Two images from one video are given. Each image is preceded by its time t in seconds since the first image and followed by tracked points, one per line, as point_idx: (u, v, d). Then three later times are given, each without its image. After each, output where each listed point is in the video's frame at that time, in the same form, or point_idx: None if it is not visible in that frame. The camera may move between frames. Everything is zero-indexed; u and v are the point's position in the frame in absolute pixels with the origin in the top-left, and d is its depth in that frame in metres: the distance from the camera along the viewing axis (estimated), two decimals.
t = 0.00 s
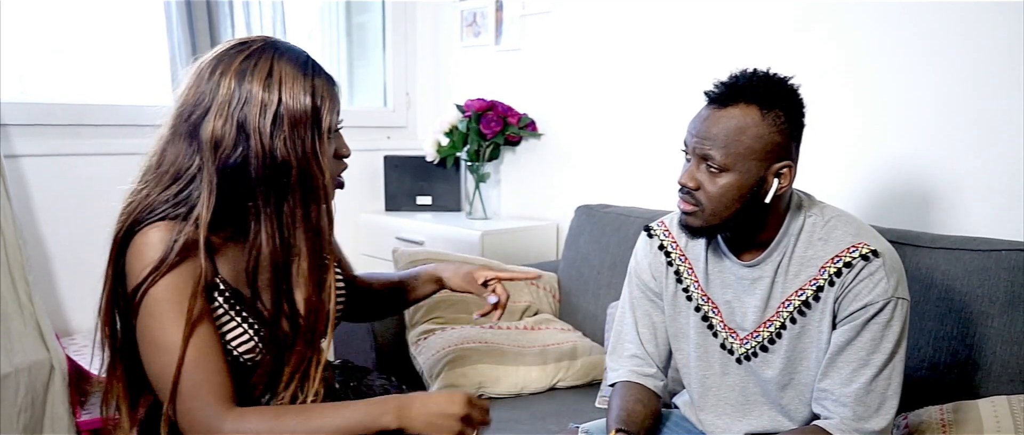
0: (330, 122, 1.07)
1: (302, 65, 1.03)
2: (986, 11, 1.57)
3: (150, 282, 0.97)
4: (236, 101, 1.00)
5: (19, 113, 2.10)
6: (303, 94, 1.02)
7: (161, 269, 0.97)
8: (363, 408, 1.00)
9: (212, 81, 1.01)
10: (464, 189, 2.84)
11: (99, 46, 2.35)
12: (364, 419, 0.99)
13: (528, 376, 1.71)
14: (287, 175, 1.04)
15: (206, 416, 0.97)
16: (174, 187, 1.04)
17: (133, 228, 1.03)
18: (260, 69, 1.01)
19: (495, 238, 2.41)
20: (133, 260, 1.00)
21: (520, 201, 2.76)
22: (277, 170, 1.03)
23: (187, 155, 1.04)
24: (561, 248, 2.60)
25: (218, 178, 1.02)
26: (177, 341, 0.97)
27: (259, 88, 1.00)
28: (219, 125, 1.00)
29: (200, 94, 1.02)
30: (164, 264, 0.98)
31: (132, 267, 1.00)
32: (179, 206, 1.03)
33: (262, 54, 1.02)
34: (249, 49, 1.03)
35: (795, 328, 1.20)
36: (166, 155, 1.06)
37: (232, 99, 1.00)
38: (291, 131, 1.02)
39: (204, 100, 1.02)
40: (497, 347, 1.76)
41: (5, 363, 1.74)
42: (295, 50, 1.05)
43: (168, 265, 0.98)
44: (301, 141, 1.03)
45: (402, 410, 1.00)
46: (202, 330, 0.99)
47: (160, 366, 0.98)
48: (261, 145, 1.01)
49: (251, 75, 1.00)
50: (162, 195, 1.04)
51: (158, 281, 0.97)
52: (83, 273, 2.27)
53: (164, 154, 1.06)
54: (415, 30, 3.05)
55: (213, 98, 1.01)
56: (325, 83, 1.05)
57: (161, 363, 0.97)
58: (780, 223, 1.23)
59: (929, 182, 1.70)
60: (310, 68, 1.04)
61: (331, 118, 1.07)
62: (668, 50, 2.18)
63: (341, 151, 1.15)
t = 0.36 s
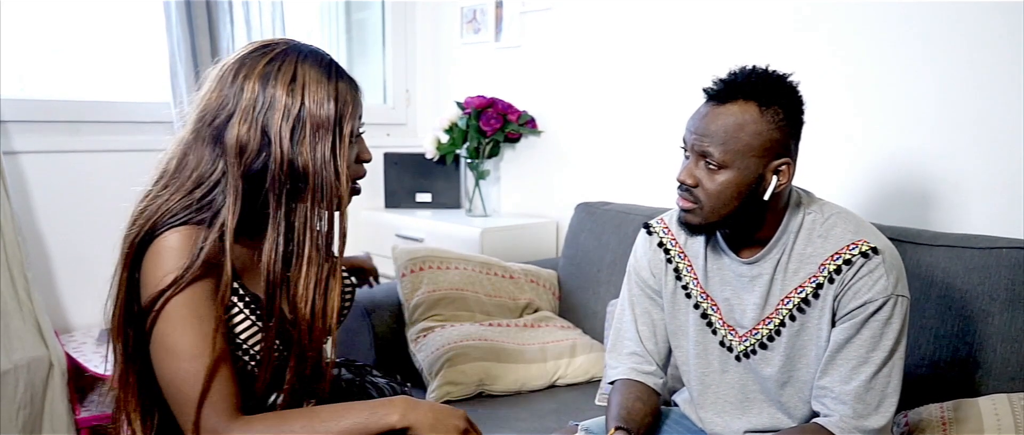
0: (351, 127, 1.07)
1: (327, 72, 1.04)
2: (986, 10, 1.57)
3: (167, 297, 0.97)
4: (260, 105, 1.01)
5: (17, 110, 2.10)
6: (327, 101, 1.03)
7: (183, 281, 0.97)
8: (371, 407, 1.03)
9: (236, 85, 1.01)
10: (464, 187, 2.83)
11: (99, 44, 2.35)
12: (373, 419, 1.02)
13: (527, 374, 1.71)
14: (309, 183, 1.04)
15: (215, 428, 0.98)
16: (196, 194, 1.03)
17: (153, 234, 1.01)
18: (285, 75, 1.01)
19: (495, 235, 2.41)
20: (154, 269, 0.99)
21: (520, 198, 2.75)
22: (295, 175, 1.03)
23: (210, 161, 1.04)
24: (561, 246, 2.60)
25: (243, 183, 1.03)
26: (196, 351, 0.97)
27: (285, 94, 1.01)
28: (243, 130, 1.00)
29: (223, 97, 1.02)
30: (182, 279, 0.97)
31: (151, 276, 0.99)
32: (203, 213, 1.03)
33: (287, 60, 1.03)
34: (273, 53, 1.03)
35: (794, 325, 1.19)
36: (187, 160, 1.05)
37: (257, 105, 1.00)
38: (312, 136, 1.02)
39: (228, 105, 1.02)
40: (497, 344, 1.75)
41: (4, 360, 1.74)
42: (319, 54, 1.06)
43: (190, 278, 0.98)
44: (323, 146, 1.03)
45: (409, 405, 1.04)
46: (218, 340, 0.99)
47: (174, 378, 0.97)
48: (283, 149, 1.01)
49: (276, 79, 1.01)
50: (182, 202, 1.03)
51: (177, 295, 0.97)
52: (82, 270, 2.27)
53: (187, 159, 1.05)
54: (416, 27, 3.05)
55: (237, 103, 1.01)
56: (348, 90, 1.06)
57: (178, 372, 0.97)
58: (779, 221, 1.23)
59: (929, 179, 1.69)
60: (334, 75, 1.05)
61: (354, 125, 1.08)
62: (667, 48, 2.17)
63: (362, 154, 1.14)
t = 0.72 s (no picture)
0: (332, 115, 1.08)
1: (303, 61, 1.05)
2: (986, 10, 1.56)
3: (153, 292, 0.99)
4: (237, 96, 1.02)
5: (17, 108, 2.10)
6: (303, 89, 1.04)
7: (167, 274, 0.99)
8: (362, 406, 1.03)
9: (212, 78, 1.04)
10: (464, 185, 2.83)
11: (98, 42, 2.35)
12: (364, 418, 1.03)
13: (527, 372, 1.71)
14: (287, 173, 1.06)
15: (207, 422, 1.00)
16: (177, 187, 1.06)
17: (136, 229, 1.04)
18: (261, 65, 1.03)
19: (495, 234, 2.41)
20: (138, 263, 1.02)
21: (520, 196, 2.75)
22: (275, 163, 1.05)
23: (189, 154, 1.06)
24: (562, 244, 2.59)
25: (223, 175, 1.05)
26: (183, 342, 0.99)
27: (262, 84, 1.02)
28: (220, 120, 1.02)
29: (201, 89, 1.04)
30: (166, 274, 0.99)
31: (137, 272, 1.02)
32: (185, 206, 1.05)
33: (262, 50, 1.04)
34: (248, 45, 1.05)
35: (795, 324, 1.19)
36: (168, 154, 1.07)
37: (233, 96, 1.02)
38: (291, 124, 1.04)
39: (205, 97, 1.04)
40: (497, 343, 1.75)
41: (4, 358, 1.74)
42: (294, 44, 1.07)
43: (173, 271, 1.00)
44: (303, 134, 1.05)
45: (401, 406, 1.04)
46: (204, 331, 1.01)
47: (163, 371, 0.99)
48: (263, 139, 1.03)
49: (251, 69, 1.02)
50: (164, 195, 1.05)
51: (162, 289, 0.99)
52: (83, 268, 2.27)
53: (167, 154, 1.08)
54: (416, 26, 3.04)
55: (214, 95, 1.03)
56: (326, 77, 1.07)
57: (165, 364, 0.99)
58: (780, 221, 1.23)
59: (930, 178, 1.69)
60: (310, 63, 1.06)
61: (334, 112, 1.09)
62: (667, 48, 2.17)
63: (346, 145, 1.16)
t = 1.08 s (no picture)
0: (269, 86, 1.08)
1: (229, 38, 1.06)
2: (986, 10, 1.57)
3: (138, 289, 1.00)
4: (175, 90, 1.03)
5: (15, 107, 2.09)
6: (236, 66, 1.05)
7: (146, 270, 1.00)
8: (362, 403, 1.04)
9: (151, 79, 1.05)
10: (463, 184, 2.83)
11: (97, 40, 2.34)
12: (363, 415, 1.03)
13: (525, 371, 1.71)
14: (235, 152, 1.07)
15: (202, 407, 1.00)
16: (143, 189, 1.06)
17: (113, 230, 1.04)
18: (191, 53, 1.03)
19: (493, 232, 2.41)
20: (118, 264, 1.03)
21: (518, 195, 2.75)
22: (218, 149, 1.06)
23: (145, 158, 1.07)
24: (559, 243, 2.59)
25: (180, 169, 1.05)
26: (175, 327, 1.00)
27: (197, 73, 1.03)
28: (164, 119, 1.04)
29: (144, 94, 1.06)
30: (152, 268, 1.00)
31: (120, 271, 1.02)
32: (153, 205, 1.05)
33: (187, 35, 1.04)
34: (174, 39, 1.04)
35: (792, 324, 1.19)
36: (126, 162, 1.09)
37: (172, 91, 1.03)
38: (229, 104, 1.05)
39: (149, 99, 1.05)
40: (495, 341, 1.75)
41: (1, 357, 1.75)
42: (219, 25, 1.07)
43: (155, 265, 1.00)
44: (241, 113, 1.06)
45: (400, 407, 1.04)
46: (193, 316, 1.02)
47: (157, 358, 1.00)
48: (204, 126, 1.04)
49: (182, 60, 1.03)
50: (131, 198, 1.06)
51: (143, 286, 1.00)
52: (81, 267, 2.27)
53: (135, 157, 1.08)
54: (415, 24, 3.04)
55: (155, 95, 1.04)
56: (258, 50, 1.08)
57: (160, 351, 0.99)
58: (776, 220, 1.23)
59: (928, 178, 1.70)
60: (238, 39, 1.06)
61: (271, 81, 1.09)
62: (667, 47, 2.17)
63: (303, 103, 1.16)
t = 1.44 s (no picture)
0: (217, 72, 1.09)
1: (182, 32, 1.08)
2: (986, 10, 1.57)
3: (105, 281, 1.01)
4: (127, 86, 1.07)
5: (14, 106, 2.09)
6: (184, 54, 1.06)
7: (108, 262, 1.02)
8: (356, 402, 1.03)
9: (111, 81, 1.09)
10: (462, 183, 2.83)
11: (95, 40, 2.34)
12: (353, 410, 1.02)
13: (524, 370, 1.71)
14: (178, 132, 1.06)
15: (193, 408, 0.99)
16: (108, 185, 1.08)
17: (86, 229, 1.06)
18: (144, 51, 1.07)
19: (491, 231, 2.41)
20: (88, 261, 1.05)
21: (517, 195, 2.75)
22: (165, 135, 1.07)
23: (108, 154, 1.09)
24: (558, 242, 2.60)
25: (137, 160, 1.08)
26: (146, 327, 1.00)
27: (146, 66, 1.06)
28: (116, 114, 1.07)
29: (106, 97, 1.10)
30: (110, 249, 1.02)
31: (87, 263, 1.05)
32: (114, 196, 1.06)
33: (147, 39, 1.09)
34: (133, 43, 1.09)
35: (794, 318, 1.19)
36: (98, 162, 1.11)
37: (126, 84, 1.07)
38: (173, 87, 1.06)
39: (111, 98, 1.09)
40: (494, 340, 1.75)
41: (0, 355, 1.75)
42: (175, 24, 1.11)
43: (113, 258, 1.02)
44: (181, 96, 1.06)
45: (392, 404, 1.04)
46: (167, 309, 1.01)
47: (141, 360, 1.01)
48: (148, 115, 1.06)
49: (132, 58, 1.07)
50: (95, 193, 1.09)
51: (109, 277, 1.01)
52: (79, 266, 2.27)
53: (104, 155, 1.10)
54: (414, 23, 3.03)
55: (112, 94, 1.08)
56: (209, 40, 1.09)
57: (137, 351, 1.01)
58: (782, 214, 1.23)
59: (928, 177, 1.70)
60: (190, 31, 1.09)
61: (219, 67, 1.09)
62: (666, 47, 2.17)
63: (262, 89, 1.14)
